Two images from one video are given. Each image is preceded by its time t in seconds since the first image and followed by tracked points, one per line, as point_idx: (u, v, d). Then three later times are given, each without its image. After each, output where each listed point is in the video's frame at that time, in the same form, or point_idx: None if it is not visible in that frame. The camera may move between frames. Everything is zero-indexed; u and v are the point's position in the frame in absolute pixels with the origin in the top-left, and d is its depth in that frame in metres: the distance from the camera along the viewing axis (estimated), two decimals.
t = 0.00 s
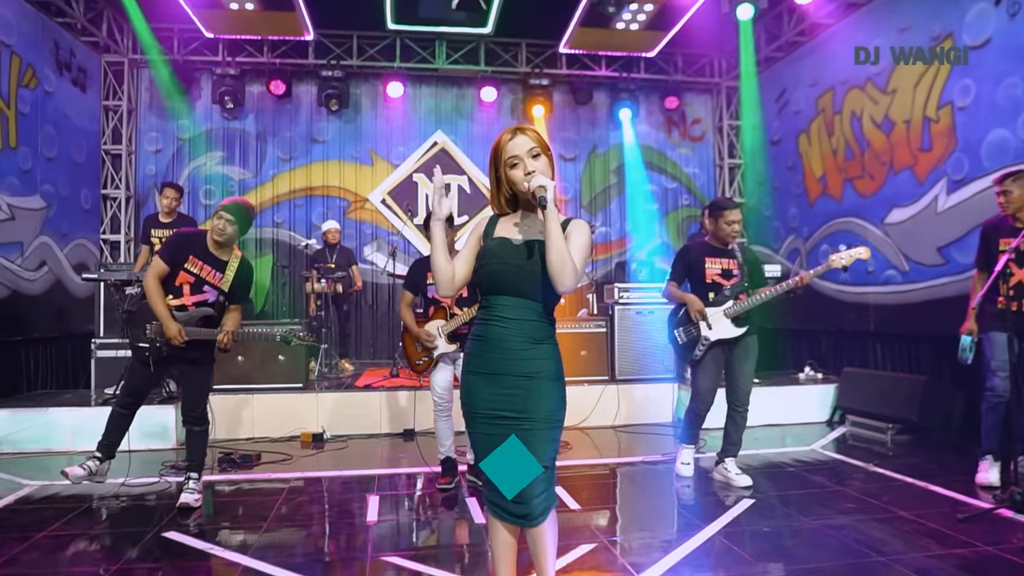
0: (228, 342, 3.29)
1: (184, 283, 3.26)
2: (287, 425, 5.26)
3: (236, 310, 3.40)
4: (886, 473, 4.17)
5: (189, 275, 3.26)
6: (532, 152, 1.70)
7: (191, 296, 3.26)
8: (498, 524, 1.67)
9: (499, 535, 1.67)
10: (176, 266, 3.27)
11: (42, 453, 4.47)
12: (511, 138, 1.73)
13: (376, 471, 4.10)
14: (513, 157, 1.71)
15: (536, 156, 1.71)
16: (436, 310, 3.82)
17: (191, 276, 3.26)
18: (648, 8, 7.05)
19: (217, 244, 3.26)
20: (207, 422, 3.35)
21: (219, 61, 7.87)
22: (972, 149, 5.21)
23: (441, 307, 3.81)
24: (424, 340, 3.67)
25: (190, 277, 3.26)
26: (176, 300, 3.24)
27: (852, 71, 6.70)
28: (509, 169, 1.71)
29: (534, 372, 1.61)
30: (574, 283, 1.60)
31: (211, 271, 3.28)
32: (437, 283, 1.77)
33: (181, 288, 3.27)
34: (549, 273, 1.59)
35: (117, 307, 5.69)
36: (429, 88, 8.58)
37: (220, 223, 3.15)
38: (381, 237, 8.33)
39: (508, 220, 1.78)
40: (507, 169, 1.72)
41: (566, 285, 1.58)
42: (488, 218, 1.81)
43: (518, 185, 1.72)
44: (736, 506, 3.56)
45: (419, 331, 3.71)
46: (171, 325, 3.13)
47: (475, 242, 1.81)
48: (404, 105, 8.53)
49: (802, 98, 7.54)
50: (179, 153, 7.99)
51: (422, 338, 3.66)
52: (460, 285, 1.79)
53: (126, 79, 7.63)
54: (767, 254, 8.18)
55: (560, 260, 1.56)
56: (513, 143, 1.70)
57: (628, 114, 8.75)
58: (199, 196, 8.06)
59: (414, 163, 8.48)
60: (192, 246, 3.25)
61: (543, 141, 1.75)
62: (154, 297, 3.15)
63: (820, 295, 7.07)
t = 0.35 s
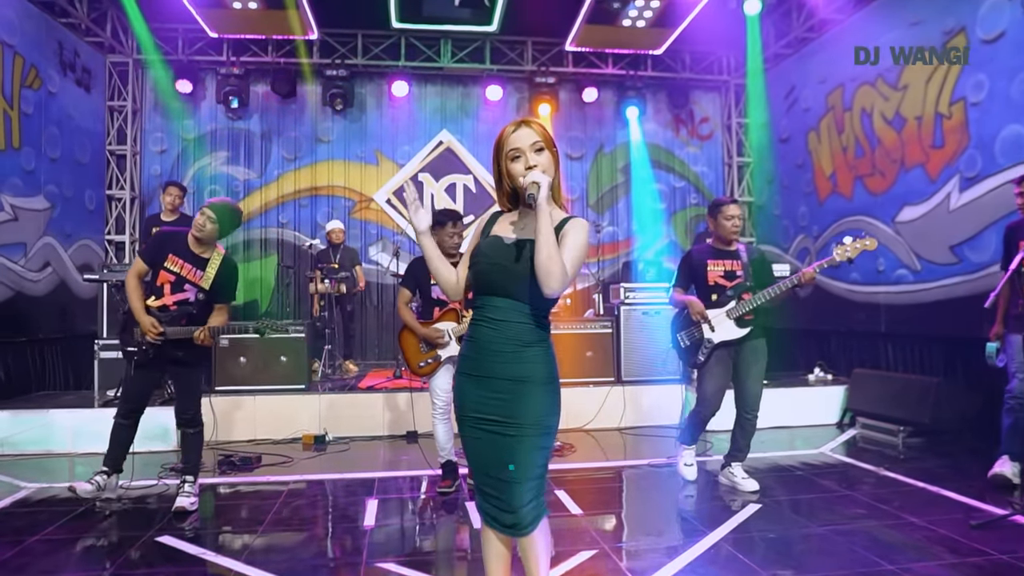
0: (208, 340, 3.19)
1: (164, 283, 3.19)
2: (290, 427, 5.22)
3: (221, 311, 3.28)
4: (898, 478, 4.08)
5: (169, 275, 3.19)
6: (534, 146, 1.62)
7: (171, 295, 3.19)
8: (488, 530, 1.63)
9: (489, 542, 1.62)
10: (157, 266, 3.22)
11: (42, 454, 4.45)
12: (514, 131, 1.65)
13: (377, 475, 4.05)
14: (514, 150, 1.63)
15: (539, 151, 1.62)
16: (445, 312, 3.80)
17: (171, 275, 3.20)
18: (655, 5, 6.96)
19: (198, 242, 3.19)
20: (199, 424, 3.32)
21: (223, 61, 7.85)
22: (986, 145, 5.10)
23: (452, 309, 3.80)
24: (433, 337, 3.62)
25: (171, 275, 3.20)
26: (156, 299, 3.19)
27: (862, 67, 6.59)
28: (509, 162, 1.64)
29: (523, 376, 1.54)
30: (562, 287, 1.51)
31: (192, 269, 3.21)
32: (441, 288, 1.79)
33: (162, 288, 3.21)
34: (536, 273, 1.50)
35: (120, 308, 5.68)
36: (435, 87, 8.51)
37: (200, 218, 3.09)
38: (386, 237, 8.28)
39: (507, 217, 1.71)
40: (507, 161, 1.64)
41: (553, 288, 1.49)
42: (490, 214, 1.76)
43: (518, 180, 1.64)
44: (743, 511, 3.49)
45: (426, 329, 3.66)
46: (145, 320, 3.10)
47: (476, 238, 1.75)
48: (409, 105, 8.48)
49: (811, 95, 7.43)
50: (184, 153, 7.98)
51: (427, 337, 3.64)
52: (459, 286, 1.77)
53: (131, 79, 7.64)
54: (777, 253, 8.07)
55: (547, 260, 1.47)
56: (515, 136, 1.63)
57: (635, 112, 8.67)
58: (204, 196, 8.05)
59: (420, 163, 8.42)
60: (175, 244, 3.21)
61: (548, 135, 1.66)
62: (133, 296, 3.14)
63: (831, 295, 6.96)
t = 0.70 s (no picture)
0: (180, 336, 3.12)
1: (135, 286, 3.15)
2: (298, 428, 5.20)
3: (199, 304, 3.20)
4: (915, 484, 3.96)
5: (139, 276, 3.15)
6: (532, 139, 1.54)
7: (143, 297, 3.14)
8: (478, 539, 1.58)
9: (479, 551, 1.58)
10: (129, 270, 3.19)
11: (51, 455, 4.46)
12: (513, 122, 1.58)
13: (380, 478, 3.99)
14: (512, 138, 1.56)
15: (536, 145, 1.55)
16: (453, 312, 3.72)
17: (142, 277, 3.15)
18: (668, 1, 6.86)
19: (165, 240, 3.18)
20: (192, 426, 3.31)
21: (235, 61, 7.86)
22: (1008, 141, 4.96)
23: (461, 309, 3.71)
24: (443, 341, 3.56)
25: (141, 278, 3.15)
26: (129, 304, 3.16)
27: (879, 62, 6.45)
28: (504, 151, 1.57)
29: (510, 381, 1.49)
30: (538, 288, 1.41)
31: (162, 268, 3.17)
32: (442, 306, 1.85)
33: (134, 291, 3.16)
34: (512, 272, 1.42)
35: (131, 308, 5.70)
36: (446, 86, 8.46)
37: (166, 212, 3.09)
38: (398, 237, 8.26)
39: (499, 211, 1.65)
40: (503, 148, 1.58)
41: (527, 289, 1.40)
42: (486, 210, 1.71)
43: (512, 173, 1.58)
44: (753, 518, 3.40)
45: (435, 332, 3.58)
46: (120, 338, 3.06)
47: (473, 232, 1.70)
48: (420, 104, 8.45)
49: (828, 91, 7.28)
50: (196, 154, 8.02)
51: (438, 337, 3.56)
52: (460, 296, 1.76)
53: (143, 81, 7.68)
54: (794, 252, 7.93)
55: (520, 258, 1.39)
56: (516, 123, 1.55)
57: (648, 110, 8.56)
58: (216, 196, 8.08)
59: (431, 162, 8.38)
60: (143, 245, 3.18)
61: (552, 131, 1.58)
62: (111, 306, 3.10)
63: (848, 295, 6.81)
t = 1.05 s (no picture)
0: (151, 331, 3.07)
1: (111, 289, 3.14)
2: (307, 431, 5.20)
3: (175, 299, 3.19)
4: (932, 491, 3.85)
5: (114, 279, 3.15)
6: (516, 137, 1.49)
7: (119, 298, 3.13)
8: (474, 550, 1.53)
9: (474, 561, 1.52)
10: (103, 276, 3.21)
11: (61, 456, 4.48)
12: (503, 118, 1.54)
13: (385, 481, 3.96)
14: (496, 133, 1.51)
15: (521, 143, 1.50)
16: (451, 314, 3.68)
17: (117, 280, 3.16)
18: None
19: (137, 242, 3.21)
20: (177, 430, 3.26)
21: (249, 64, 7.90)
22: None
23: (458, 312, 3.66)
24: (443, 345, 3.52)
25: (117, 281, 3.15)
26: (104, 307, 3.14)
27: (899, 58, 6.30)
28: (486, 145, 1.53)
29: (501, 387, 1.44)
30: (510, 288, 1.36)
31: (136, 269, 3.17)
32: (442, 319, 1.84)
33: (109, 295, 3.15)
34: (484, 271, 1.37)
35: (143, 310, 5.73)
36: (459, 87, 8.43)
37: (138, 211, 3.13)
38: (411, 238, 8.25)
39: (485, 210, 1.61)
40: (486, 143, 1.53)
41: (497, 289, 1.35)
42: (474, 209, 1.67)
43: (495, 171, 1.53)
44: (764, 525, 3.31)
45: (435, 336, 3.55)
46: (87, 334, 3.04)
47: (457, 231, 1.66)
48: (433, 105, 8.43)
49: (846, 88, 7.15)
50: (211, 156, 8.07)
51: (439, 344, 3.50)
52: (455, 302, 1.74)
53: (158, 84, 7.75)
54: (812, 253, 7.79)
55: (489, 257, 1.35)
56: (502, 118, 1.51)
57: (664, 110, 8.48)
58: (229, 199, 8.11)
59: (444, 163, 8.36)
60: (116, 250, 3.21)
61: (539, 128, 1.52)
62: (81, 310, 3.12)
63: (866, 296, 6.66)
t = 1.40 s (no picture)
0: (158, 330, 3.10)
1: (111, 290, 3.16)
2: (320, 431, 5.19)
3: (172, 300, 3.19)
4: (957, 499, 3.73)
5: (113, 281, 3.17)
6: (500, 137, 1.45)
7: (119, 299, 3.15)
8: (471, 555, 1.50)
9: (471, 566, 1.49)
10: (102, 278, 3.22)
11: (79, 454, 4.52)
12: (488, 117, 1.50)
13: (395, 482, 3.93)
14: (480, 133, 1.47)
15: (505, 144, 1.46)
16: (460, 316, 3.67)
17: (116, 281, 3.17)
18: None
19: (135, 242, 3.21)
20: (173, 430, 3.28)
21: (267, 65, 7.96)
22: None
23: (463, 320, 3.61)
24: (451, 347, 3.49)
25: (116, 282, 3.17)
26: (105, 307, 3.16)
27: (924, 53, 6.14)
28: (470, 145, 1.49)
29: (497, 391, 1.40)
30: (494, 293, 1.32)
31: (134, 270, 3.18)
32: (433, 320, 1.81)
33: (108, 296, 3.17)
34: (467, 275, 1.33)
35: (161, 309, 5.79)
36: (477, 86, 8.40)
37: (133, 213, 3.12)
38: (428, 238, 8.24)
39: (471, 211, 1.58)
40: (470, 143, 1.50)
41: (480, 294, 1.31)
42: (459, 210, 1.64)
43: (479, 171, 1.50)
44: (778, 532, 3.22)
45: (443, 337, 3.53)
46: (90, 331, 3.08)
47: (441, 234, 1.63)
48: (450, 105, 8.42)
49: (870, 85, 6.99)
50: (230, 157, 8.13)
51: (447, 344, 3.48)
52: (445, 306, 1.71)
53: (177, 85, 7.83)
54: (835, 253, 7.63)
55: (470, 261, 1.31)
56: (485, 117, 1.46)
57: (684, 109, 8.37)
58: (248, 199, 8.17)
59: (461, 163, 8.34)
60: (112, 250, 3.21)
61: (523, 127, 1.48)
62: (79, 311, 3.13)
63: (890, 297, 6.51)
